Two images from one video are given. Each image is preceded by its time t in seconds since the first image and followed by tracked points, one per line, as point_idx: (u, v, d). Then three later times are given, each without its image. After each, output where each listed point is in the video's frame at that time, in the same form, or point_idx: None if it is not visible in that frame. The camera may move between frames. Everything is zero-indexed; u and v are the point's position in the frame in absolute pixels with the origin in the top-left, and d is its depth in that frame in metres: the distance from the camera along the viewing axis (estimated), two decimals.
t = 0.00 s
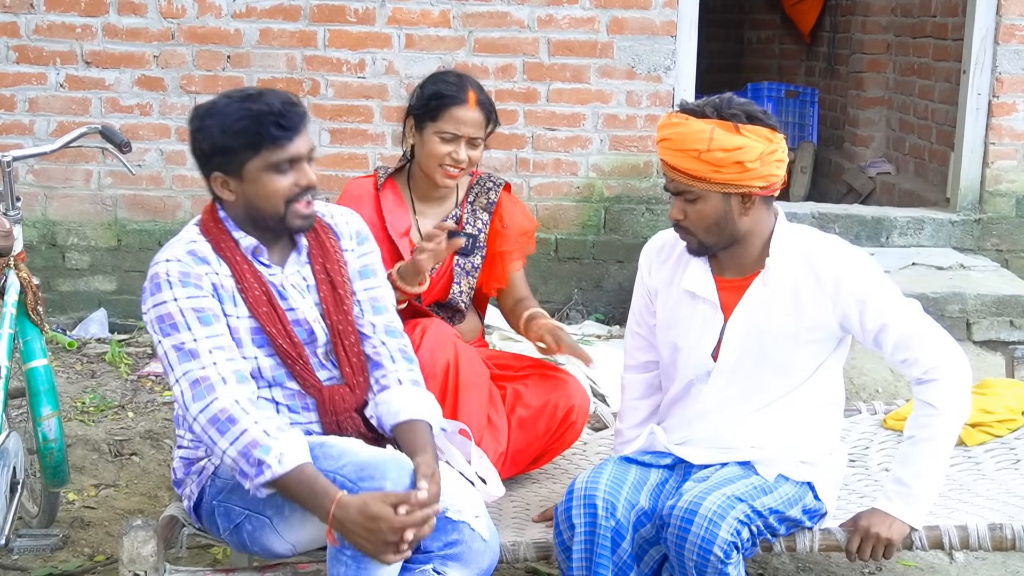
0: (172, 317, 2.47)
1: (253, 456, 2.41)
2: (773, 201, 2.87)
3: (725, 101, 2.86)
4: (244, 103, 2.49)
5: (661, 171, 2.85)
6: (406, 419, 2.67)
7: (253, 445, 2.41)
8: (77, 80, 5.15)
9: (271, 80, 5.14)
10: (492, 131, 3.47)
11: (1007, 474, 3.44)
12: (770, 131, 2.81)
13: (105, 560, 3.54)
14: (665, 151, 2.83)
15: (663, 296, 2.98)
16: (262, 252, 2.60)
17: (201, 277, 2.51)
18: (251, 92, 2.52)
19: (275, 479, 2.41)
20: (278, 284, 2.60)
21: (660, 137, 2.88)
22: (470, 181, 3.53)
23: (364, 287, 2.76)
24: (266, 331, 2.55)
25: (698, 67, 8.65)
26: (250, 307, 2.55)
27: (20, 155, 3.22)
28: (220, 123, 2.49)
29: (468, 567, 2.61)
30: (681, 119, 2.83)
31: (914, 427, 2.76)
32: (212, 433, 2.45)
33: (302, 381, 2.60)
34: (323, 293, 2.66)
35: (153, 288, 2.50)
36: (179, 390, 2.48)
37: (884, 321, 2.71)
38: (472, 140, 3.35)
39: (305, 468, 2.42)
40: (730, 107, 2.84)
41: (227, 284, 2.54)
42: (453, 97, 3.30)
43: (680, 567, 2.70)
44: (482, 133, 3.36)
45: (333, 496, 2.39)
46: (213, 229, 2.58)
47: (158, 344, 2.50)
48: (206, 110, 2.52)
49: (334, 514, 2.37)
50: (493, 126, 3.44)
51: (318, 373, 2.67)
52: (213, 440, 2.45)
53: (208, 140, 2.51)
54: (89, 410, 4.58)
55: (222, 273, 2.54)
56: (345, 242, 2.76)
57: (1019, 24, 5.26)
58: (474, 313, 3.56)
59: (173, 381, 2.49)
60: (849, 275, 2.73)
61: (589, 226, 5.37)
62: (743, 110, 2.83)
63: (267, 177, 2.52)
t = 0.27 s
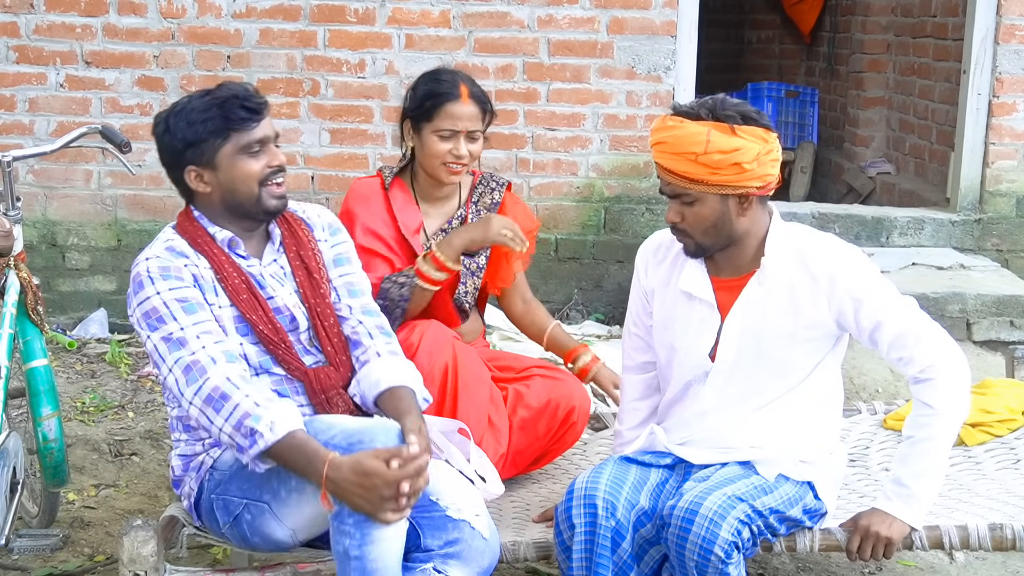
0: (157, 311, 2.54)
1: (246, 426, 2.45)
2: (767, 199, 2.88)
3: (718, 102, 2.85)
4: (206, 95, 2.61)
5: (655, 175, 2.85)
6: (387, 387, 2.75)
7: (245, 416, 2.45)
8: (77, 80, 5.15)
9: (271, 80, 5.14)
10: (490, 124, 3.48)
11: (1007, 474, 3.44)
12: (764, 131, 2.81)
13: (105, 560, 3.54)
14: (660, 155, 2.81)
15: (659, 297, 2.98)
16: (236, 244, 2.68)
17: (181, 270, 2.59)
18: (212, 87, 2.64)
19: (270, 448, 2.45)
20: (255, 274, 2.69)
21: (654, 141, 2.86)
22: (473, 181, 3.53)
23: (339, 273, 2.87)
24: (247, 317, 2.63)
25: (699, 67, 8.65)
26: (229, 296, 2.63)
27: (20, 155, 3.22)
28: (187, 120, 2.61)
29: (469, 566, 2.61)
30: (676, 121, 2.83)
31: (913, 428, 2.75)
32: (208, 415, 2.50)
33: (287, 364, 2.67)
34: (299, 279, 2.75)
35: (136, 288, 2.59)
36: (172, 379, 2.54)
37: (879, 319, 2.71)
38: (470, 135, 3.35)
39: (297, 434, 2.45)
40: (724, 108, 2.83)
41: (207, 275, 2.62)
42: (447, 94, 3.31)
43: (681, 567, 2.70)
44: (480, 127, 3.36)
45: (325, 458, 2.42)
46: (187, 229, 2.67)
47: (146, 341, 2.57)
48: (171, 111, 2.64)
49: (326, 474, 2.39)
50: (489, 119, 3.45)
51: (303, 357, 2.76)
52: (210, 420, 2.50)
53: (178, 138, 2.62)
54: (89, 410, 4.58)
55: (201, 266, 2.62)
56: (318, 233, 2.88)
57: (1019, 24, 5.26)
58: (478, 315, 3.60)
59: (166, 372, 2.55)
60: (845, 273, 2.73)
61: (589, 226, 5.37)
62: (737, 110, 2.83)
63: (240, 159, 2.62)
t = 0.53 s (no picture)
0: (145, 310, 2.60)
1: (234, 407, 2.51)
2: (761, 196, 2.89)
3: (711, 105, 2.85)
4: (185, 105, 2.68)
5: (655, 183, 2.82)
6: (375, 365, 2.83)
7: (235, 401, 2.51)
8: (77, 80, 5.15)
9: (271, 80, 5.14)
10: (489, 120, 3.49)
11: (1007, 474, 3.44)
12: (761, 129, 2.82)
13: (105, 560, 3.54)
14: (662, 163, 2.78)
15: (656, 297, 2.98)
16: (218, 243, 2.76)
17: (166, 270, 2.66)
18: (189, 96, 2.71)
19: (259, 426, 2.51)
20: (241, 270, 2.76)
21: (650, 150, 2.82)
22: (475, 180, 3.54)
23: (322, 268, 2.96)
24: (234, 312, 2.71)
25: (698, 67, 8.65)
26: (216, 292, 2.70)
27: (20, 155, 3.22)
28: (168, 132, 2.68)
29: (468, 563, 2.61)
30: (676, 127, 2.80)
31: (908, 427, 2.74)
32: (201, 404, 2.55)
33: (277, 355, 2.75)
34: (285, 275, 2.84)
35: (123, 291, 2.65)
36: (163, 374, 2.59)
37: (869, 313, 2.70)
38: (470, 132, 3.36)
39: (283, 409, 2.52)
40: (723, 111, 2.83)
41: (193, 274, 2.69)
42: (447, 91, 3.32)
43: (687, 565, 2.70)
44: (480, 123, 3.37)
45: (311, 428, 2.49)
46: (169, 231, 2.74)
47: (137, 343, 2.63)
48: (152, 123, 2.70)
49: (315, 442, 2.47)
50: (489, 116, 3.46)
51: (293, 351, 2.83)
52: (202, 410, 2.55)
53: (162, 149, 2.68)
54: (89, 410, 4.59)
55: (186, 265, 2.69)
56: (301, 230, 2.98)
57: (1019, 24, 5.26)
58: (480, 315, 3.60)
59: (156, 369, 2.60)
60: (838, 268, 2.73)
61: (589, 226, 5.37)
62: (734, 111, 2.83)
63: (223, 167, 2.69)
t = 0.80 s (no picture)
0: (142, 317, 2.63)
1: (229, 411, 2.53)
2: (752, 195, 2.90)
3: (701, 108, 2.85)
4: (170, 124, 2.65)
5: (650, 186, 2.81)
6: (370, 361, 2.81)
7: (231, 405, 2.53)
8: (77, 80, 5.15)
9: (271, 81, 5.14)
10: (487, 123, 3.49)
11: (1007, 473, 3.44)
12: (752, 128, 2.83)
13: (105, 559, 3.54)
14: (657, 167, 2.77)
15: (650, 297, 2.98)
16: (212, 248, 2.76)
17: (162, 276, 2.68)
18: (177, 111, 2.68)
19: (255, 428, 2.52)
20: (236, 273, 2.78)
21: (643, 155, 2.81)
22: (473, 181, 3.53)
23: (317, 265, 2.96)
24: (229, 317, 2.73)
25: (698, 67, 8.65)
26: (211, 297, 2.72)
27: (20, 155, 3.22)
28: (156, 151, 2.66)
29: (468, 563, 2.61)
30: (670, 130, 2.79)
31: (904, 427, 2.73)
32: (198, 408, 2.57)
33: (273, 357, 2.76)
34: (279, 277, 2.84)
35: (121, 299, 2.68)
36: (162, 380, 2.62)
37: (859, 310, 2.70)
38: (467, 138, 3.36)
39: (278, 410, 2.53)
40: (715, 112, 2.84)
41: (188, 280, 2.71)
42: (444, 97, 3.31)
43: (689, 565, 2.70)
44: (477, 128, 3.37)
45: (306, 428, 2.50)
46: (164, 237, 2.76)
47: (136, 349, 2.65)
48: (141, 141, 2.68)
49: (309, 442, 2.48)
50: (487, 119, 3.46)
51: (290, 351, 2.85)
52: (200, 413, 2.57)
53: (151, 167, 2.67)
54: (89, 410, 4.59)
55: (182, 271, 2.71)
56: (295, 230, 2.98)
57: (1019, 24, 5.26)
58: (480, 318, 3.60)
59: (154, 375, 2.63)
60: (830, 265, 2.73)
61: (589, 226, 5.37)
62: (726, 111, 2.84)
63: (216, 185, 2.68)
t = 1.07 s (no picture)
0: (158, 323, 2.48)
1: (244, 440, 2.41)
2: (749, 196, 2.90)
3: (700, 110, 2.85)
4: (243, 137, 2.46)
5: (648, 189, 2.81)
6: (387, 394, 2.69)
7: (246, 433, 2.41)
8: (77, 80, 5.16)
9: (271, 81, 5.15)
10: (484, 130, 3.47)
11: (1007, 473, 3.44)
12: (749, 129, 2.84)
13: (106, 560, 3.54)
14: (656, 170, 2.76)
15: (649, 298, 2.98)
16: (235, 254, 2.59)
17: (182, 282, 2.52)
18: (250, 124, 2.48)
19: (270, 460, 2.40)
20: (256, 282, 2.62)
21: (642, 157, 2.81)
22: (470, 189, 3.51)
23: (337, 278, 2.76)
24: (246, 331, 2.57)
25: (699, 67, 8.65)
26: (229, 308, 2.56)
27: (20, 155, 3.22)
28: (221, 158, 2.45)
29: (469, 562, 2.61)
30: (668, 133, 2.79)
31: (904, 428, 2.73)
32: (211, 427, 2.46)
33: (288, 374, 2.63)
34: (299, 290, 2.67)
35: (136, 298, 2.52)
36: (176, 390, 2.49)
37: (857, 311, 2.70)
38: (469, 151, 3.36)
39: (295, 444, 2.40)
40: (713, 113, 2.84)
41: (208, 287, 2.55)
42: (444, 112, 3.29)
43: (688, 566, 2.71)
44: (477, 140, 3.36)
45: (323, 472, 2.36)
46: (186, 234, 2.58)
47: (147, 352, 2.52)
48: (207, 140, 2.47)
49: (325, 485, 2.35)
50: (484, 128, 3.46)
51: (303, 363, 2.70)
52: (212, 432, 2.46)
53: (205, 168, 2.46)
54: (89, 410, 4.59)
55: (201, 277, 2.55)
56: (318, 237, 2.77)
57: (1019, 24, 5.26)
58: (481, 323, 3.62)
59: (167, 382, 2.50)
60: (827, 266, 2.73)
61: (589, 226, 5.37)
62: (724, 113, 2.84)
63: (260, 215, 2.51)
